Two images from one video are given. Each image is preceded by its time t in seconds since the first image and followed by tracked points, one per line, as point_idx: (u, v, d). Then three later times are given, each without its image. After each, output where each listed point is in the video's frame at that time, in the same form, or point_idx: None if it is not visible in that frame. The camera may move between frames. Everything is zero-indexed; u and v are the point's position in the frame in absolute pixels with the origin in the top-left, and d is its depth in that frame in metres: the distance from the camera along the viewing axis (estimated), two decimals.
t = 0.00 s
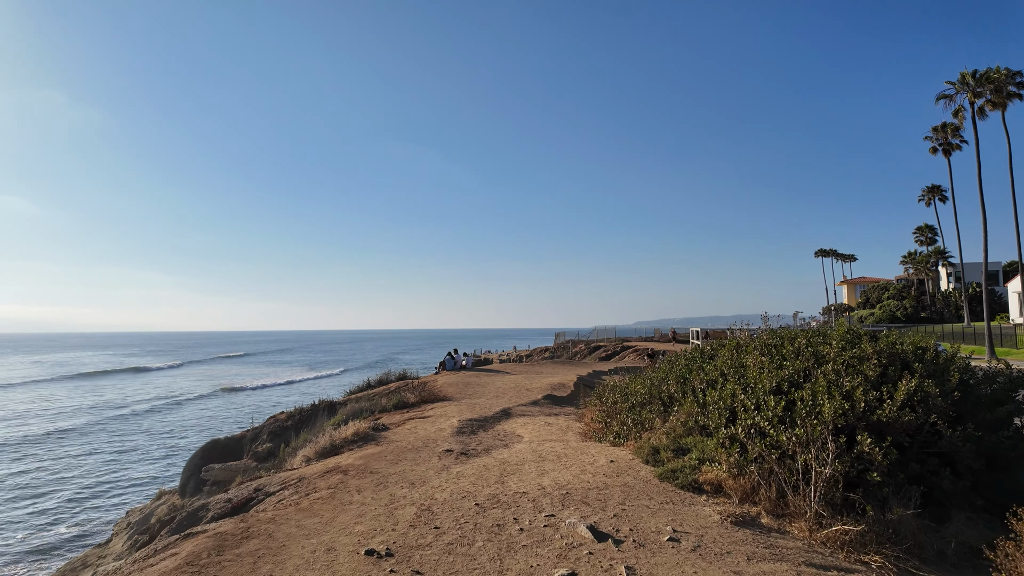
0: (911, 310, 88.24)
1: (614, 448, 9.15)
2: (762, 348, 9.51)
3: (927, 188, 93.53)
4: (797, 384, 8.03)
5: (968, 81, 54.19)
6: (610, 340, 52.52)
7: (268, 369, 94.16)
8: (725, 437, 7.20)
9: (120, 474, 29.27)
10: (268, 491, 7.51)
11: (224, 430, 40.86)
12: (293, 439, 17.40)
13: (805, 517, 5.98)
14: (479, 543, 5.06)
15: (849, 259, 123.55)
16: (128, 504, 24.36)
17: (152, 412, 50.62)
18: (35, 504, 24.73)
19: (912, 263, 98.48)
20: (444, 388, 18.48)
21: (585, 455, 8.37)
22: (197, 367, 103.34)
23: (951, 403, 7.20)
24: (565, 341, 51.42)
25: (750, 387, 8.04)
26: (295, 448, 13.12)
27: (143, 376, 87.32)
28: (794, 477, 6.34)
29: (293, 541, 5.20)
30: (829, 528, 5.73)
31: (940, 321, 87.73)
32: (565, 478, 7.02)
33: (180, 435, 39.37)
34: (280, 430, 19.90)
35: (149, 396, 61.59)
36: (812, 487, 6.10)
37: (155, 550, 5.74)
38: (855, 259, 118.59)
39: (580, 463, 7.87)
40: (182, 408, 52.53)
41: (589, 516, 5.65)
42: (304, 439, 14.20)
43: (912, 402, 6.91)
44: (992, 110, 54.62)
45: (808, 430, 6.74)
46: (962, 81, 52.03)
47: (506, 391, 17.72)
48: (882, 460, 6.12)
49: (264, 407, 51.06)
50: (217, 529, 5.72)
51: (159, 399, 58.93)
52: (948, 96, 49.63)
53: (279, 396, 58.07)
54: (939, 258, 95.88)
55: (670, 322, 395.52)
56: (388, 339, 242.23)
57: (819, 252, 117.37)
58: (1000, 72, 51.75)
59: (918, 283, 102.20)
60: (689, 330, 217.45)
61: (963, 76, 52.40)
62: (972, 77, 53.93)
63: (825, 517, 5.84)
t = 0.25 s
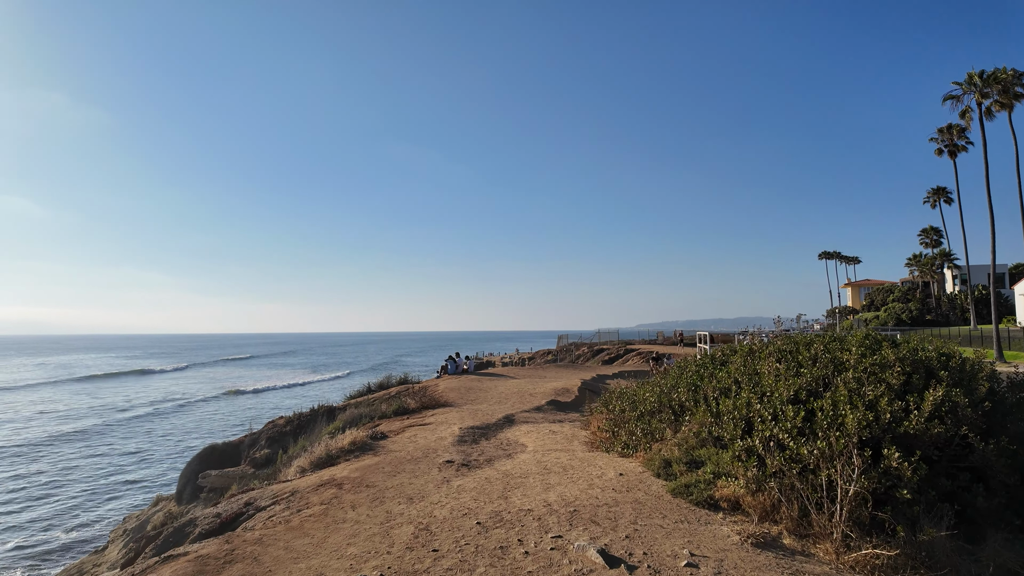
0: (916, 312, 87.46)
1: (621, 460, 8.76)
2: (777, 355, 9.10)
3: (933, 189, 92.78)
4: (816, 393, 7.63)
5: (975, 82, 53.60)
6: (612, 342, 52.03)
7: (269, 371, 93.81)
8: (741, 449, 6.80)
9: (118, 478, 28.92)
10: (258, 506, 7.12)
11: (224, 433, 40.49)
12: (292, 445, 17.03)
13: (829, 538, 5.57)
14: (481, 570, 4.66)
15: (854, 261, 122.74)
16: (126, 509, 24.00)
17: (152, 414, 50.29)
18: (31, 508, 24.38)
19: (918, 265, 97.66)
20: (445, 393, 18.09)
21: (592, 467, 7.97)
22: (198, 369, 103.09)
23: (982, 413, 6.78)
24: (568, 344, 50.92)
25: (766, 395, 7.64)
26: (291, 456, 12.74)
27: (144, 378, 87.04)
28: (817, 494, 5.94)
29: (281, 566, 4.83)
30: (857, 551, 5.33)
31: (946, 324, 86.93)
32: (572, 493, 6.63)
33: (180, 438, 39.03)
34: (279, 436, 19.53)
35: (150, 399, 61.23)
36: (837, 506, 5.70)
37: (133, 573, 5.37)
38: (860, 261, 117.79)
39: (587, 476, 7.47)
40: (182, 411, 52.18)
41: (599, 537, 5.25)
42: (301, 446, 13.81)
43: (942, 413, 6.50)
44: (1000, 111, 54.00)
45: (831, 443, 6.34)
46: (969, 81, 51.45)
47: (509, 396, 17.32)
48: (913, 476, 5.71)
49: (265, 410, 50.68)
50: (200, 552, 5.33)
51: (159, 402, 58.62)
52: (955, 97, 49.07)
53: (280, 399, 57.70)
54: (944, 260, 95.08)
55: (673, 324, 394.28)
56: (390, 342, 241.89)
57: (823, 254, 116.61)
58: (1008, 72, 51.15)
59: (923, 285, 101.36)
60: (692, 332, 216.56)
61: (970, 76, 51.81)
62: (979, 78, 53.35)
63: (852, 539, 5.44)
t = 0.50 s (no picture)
0: (920, 313, 86.95)
1: (627, 464, 8.40)
2: (787, 354, 8.72)
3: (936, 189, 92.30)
4: (831, 394, 7.24)
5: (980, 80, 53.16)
6: (614, 343, 51.60)
7: (269, 372, 93.49)
8: (753, 453, 6.43)
9: (114, 479, 28.60)
10: (244, 513, 6.75)
11: (222, 434, 40.16)
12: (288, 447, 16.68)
13: (851, 549, 5.21)
14: None
15: (856, 261, 122.24)
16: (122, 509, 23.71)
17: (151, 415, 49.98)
18: (25, 509, 24.07)
19: (920, 265, 97.16)
20: (444, 394, 17.74)
21: (596, 471, 7.61)
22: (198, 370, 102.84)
23: (1008, 415, 6.41)
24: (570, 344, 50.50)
25: (778, 396, 7.27)
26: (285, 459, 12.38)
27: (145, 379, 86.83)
28: (837, 501, 5.57)
29: None
30: (882, 564, 4.97)
31: (949, 324, 86.44)
32: (575, 500, 6.25)
33: (178, 439, 38.70)
34: (275, 438, 19.18)
35: (149, 400, 60.93)
36: (859, 515, 5.32)
37: None
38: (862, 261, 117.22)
39: (591, 480, 7.10)
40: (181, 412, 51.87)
41: (605, 549, 4.87)
42: (295, 449, 13.46)
43: (967, 414, 6.13)
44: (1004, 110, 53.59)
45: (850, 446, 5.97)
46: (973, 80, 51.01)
47: (510, 396, 16.95)
48: (940, 482, 5.34)
49: (265, 411, 50.36)
50: (176, 565, 4.97)
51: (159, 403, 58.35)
52: (960, 95, 48.67)
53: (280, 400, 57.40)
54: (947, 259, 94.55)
55: (674, 325, 393.28)
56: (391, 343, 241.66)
57: (825, 254, 116.12)
58: (1013, 70, 50.71)
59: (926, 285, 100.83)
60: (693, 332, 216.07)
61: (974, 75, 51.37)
62: (983, 76, 52.91)
63: (876, 551, 5.08)
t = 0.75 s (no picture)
0: (924, 313, 86.36)
1: (634, 472, 8.00)
2: (803, 355, 8.30)
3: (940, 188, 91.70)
4: (853, 398, 6.82)
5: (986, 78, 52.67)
6: (616, 343, 51.15)
7: (271, 373, 93.27)
8: (772, 462, 6.01)
9: (112, 479, 28.28)
10: (229, 524, 6.36)
11: (222, 435, 39.83)
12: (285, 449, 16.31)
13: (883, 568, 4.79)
14: None
15: (860, 261, 121.64)
16: (117, 511, 23.36)
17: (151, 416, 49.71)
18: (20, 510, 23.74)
19: (925, 264, 96.53)
20: (444, 395, 17.37)
21: (601, 480, 7.21)
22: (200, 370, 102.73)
23: None
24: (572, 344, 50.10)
25: (795, 399, 6.85)
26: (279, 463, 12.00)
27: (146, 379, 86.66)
28: (865, 514, 5.16)
29: None
30: None
31: (954, 324, 85.84)
32: (581, 512, 5.84)
33: (177, 440, 38.37)
34: (272, 440, 18.80)
35: (150, 400, 60.71)
36: (890, 531, 4.90)
37: None
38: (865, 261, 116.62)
39: (598, 490, 6.71)
40: (180, 413, 51.54)
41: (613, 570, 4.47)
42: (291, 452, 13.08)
43: (1002, 420, 5.70)
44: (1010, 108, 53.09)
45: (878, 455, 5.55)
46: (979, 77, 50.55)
47: (512, 398, 16.56)
48: (977, 495, 4.93)
49: (265, 411, 50.06)
50: None
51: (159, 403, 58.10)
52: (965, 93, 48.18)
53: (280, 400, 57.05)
54: (951, 259, 93.90)
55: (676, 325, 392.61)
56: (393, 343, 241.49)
57: (828, 254, 115.52)
58: (1019, 68, 50.21)
59: (930, 285, 100.18)
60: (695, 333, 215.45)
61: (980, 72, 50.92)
62: (989, 74, 52.45)
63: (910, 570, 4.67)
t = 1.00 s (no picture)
0: (943, 313, 84.62)
1: (656, 482, 7.59)
2: (835, 357, 7.80)
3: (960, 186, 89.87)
4: (894, 403, 6.33)
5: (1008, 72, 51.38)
6: (629, 343, 50.54)
7: (284, 372, 93.68)
8: (809, 473, 5.55)
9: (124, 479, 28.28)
10: (229, 535, 6.03)
11: (234, 435, 39.85)
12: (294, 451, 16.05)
13: None
14: None
15: (876, 260, 119.67)
16: (129, 511, 23.27)
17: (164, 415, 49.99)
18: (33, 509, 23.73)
19: (944, 263, 94.63)
20: (455, 396, 17.01)
21: (622, 490, 6.78)
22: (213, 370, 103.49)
23: None
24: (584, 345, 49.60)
25: (831, 405, 6.37)
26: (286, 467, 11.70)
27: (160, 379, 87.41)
28: (917, 533, 4.70)
29: None
30: None
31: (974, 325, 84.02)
32: (602, 527, 5.43)
33: (189, 440, 38.42)
34: (282, 441, 18.56)
35: (164, 400, 61.12)
36: (949, 554, 4.42)
37: None
38: (882, 260, 114.64)
39: (619, 501, 6.29)
40: (194, 412, 51.76)
41: None
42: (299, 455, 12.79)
43: None
44: None
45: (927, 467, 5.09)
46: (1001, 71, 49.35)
47: (525, 400, 16.16)
48: None
49: (277, 411, 50.10)
50: None
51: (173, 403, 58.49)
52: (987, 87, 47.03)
53: (291, 401, 57.09)
54: (972, 258, 91.88)
55: (688, 325, 389.70)
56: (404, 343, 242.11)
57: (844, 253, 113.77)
58: None
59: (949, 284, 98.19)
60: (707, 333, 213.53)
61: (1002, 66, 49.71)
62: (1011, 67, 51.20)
63: None
